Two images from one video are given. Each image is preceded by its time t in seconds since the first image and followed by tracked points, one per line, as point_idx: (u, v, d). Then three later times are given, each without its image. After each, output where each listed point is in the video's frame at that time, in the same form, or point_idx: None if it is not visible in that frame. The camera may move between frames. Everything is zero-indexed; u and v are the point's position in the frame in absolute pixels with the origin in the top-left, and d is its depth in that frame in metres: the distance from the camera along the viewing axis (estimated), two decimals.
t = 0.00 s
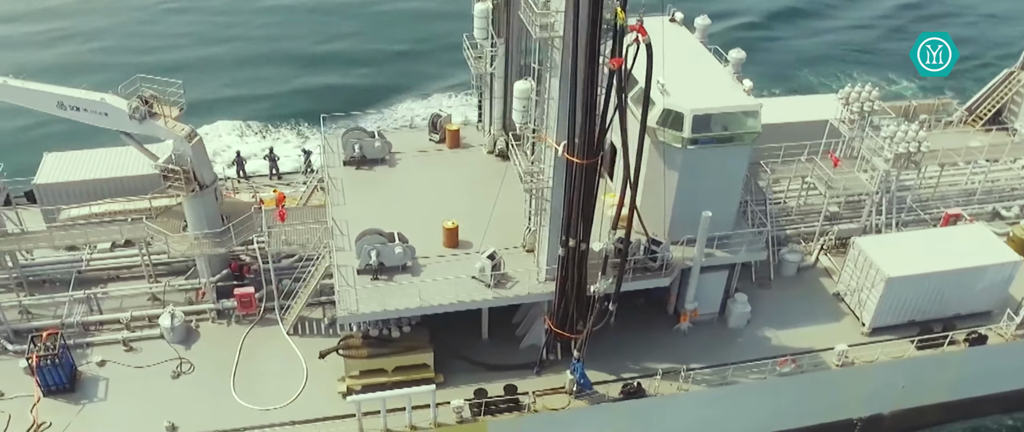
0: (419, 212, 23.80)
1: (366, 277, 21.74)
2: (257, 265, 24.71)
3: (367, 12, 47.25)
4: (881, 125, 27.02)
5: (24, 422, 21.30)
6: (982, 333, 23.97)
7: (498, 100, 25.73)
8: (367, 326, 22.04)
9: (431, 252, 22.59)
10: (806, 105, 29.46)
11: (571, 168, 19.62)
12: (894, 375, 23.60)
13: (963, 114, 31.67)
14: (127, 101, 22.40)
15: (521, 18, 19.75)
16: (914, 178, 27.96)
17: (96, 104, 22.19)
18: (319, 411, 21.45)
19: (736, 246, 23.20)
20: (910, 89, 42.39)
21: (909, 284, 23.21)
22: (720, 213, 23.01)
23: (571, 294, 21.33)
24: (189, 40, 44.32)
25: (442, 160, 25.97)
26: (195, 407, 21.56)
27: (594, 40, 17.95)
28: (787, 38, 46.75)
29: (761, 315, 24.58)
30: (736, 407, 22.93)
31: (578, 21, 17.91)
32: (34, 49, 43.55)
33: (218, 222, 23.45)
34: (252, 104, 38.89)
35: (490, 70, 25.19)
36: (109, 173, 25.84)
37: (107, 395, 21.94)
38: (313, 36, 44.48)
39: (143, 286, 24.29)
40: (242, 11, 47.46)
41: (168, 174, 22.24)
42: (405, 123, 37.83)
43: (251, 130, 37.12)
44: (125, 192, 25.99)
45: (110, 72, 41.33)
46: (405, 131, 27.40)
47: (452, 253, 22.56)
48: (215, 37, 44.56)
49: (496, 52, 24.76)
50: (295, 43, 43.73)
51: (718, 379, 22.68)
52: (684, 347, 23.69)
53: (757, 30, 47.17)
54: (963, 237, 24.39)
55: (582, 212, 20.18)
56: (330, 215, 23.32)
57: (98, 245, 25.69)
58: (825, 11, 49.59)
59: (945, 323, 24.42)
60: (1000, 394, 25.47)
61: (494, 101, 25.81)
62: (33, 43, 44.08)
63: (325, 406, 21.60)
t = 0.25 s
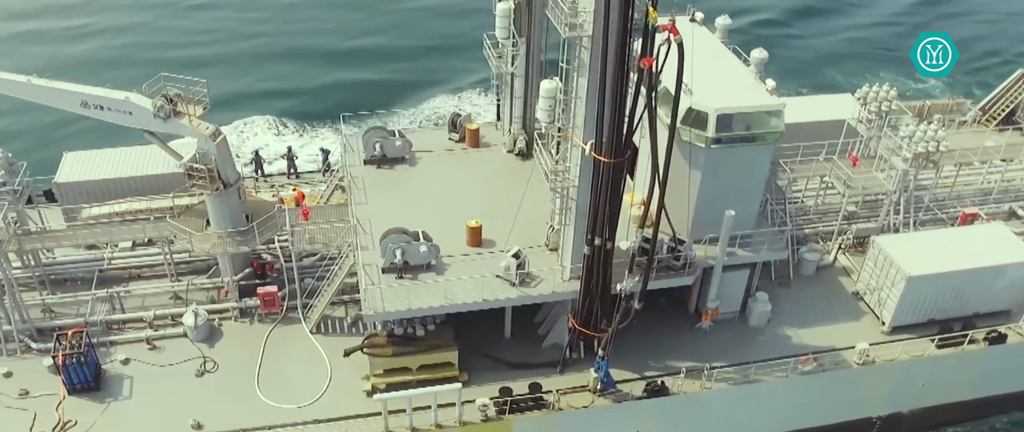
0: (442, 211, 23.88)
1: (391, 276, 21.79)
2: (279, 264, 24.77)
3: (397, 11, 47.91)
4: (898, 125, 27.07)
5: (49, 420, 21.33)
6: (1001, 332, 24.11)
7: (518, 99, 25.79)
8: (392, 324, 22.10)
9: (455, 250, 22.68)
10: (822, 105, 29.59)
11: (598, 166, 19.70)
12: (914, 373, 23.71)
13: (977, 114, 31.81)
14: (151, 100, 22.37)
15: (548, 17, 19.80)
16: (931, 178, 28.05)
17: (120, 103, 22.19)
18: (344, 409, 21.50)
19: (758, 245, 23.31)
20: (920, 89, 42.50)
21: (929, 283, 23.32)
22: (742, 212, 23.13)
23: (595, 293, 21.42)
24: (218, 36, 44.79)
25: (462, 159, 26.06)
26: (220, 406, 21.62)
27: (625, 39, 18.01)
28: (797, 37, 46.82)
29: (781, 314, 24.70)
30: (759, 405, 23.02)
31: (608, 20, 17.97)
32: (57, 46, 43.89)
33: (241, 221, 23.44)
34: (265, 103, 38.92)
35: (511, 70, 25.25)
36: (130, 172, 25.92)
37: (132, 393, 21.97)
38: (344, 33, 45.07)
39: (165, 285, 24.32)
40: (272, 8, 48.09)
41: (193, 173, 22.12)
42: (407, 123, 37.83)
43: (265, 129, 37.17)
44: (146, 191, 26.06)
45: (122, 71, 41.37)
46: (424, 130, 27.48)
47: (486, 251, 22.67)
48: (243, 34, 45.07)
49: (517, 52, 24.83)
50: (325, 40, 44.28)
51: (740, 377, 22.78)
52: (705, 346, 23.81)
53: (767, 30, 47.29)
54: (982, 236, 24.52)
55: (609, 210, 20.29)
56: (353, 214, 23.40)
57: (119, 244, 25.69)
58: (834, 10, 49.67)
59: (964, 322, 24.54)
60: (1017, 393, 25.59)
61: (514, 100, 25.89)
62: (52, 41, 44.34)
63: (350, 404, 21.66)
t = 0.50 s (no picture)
0: (461, 211, 23.96)
1: (412, 275, 21.80)
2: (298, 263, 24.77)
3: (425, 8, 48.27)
4: (913, 125, 27.16)
5: (71, 419, 21.35)
6: (1019, 331, 24.20)
7: (536, 99, 25.83)
8: (413, 324, 22.13)
9: (475, 250, 22.76)
10: (837, 103, 29.66)
11: (621, 166, 19.79)
12: (932, 372, 23.77)
13: (989, 114, 31.97)
14: (172, 99, 22.39)
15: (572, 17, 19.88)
16: (946, 177, 28.14)
17: (142, 102, 22.21)
18: (365, 408, 21.52)
19: (776, 244, 23.40)
20: (929, 89, 42.63)
21: (947, 282, 23.39)
22: (761, 212, 23.23)
23: (616, 292, 21.49)
24: (246, 32, 45.15)
25: (480, 159, 26.14)
26: (241, 405, 21.59)
27: (651, 38, 18.11)
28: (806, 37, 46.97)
29: (798, 313, 24.78)
30: (777, 404, 23.08)
31: (635, 20, 18.06)
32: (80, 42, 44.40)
33: (261, 220, 23.45)
34: (275, 103, 38.94)
35: (529, 69, 25.29)
36: (151, 170, 25.97)
37: (153, 392, 21.98)
38: (372, 29, 45.39)
39: (184, 284, 24.34)
40: (291, 6, 48.29)
41: (213, 172, 22.12)
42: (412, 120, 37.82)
43: (276, 127, 37.13)
44: (162, 190, 26.07)
45: (132, 71, 41.42)
46: (441, 129, 27.54)
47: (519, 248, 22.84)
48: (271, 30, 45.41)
49: (536, 51, 24.88)
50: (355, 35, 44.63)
51: (759, 376, 22.83)
52: (724, 345, 23.87)
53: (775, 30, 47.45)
54: (999, 235, 24.61)
55: (631, 209, 20.37)
56: (373, 214, 23.47)
57: (137, 243, 25.65)
58: (841, 10, 49.81)
59: (981, 321, 24.63)
60: None
61: (532, 100, 25.96)
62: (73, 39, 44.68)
63: (372, 403, 21.67)
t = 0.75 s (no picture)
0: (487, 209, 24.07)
1: (441, 274, 21.89)
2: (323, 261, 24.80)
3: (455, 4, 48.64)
4: (934, 125, 27.29)
5: (101, 417, 21.38)
6: None
7: (560, 98, 25.89)
8: (442, 322, 22.22)
9: (502, 248, 22.86)
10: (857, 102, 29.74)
11: (653, 165, 19.93)
12: (955, 371, 23.88)
13: (1007, 113, 32.10)
14: (201, 98, 22.35)
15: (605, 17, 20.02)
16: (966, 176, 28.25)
17: (171, 100, 22.23)
18: (395, 405, 21.59)
19: (801, 243, 23.54)
20: (941, 88, 42.75)
21: (970, 281, 23.53)
22: (787, 211, 23.34)
23: (644, 290, 21.60)
24: (281, 26, 45.43)
25: (503, 158, 26.25)
26: (270, 403, 21.61)
27: (686, 37, 18.28)
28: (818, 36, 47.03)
29: (821, 312, 24.90)
30: (803, 402, 23.15)
31: (669, 20, 18.21)
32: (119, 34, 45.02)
33: (288, 219, 23.44)
34: (290, 102, 38.95)
35: (553, 68, 25.34)
36: (176, 169, 25.95)
37: (182, 390, 22.01)
38: (384, 28, 45.44)
39: (210, 282, 24.36)
40: (303, 5, 48.31)
41: (243, 171, 22.16)
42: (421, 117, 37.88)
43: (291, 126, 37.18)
44: (187, 189, 26.05)
45: (145, 70, 41.42)
46: (464, 128, 27.59)
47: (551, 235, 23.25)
48: (306, 24, 45.63)
49: (561, 51, 24.96)
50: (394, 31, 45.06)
51: (784, 374, 22.91)
52: (749, 343, 23.97)
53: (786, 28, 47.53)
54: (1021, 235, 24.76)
55: (662, 208, 20.53)
56: (400, 212, 23.56)
57: (161, 242, 25.71)
58: (852, 8, 49.89)
59: (1003, 320, 24.78)
60: None
61: (555, 99, 26.04)
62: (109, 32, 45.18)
63: (401, 401, 21.73)
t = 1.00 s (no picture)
0: (509, 209, 24.22)
1: (466, 273, 21.97)
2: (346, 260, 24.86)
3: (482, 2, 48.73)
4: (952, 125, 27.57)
5: (127, 416, 21.41)
6: None
7: (580, 98, 25.94)
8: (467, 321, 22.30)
9: (525, 248, 22.95)
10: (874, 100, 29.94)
11: (680, 165, 20.04)
12: (975, 370, 24.00)
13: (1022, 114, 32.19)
14: (226, 98, 22.38)
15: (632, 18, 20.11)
16: (983, 176, 28.38)
17: (195, 100, 22.24)
18: (421, 404, 21.69)
19: (823, 243, 23.65)
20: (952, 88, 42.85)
21: (990, 281, 23.64)
22: (809, 211, 23.44)
23: (669, 290, 21.71)
24: (302, 23, 45.55)
25: (523, 158, 26.37)
26: (295, 402, 21.65)
27: (717, 38, 18.34)
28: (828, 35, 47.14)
29: (841, 311, 25.01)
30: (825, 401, 23.24)
31: (698, 20, 18.30)
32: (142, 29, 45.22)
33: (311, 218, 23.48)
34: (302, 101, 38.95)
35: (575, 68, 25.40)
36: (198, 168, 26.01)
37: (207, 389, 22.04)
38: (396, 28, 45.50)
39: (232, 281, 24.40)
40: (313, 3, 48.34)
41: (268, 169, 22.30)
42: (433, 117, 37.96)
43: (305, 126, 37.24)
44: (208, 188, 26.12)
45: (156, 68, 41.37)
46: (483, 128, 27.68)
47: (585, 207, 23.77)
48: (335, 20, 45.87)
49: (582, 51, 25.04)
50: (424, 28, 45.27)
51: (806, 373, 23.00)
52: (770, 342, 24.07)
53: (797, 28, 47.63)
54: None
55: (687, 208, 20.65)
56: (423, 212, 23.64)
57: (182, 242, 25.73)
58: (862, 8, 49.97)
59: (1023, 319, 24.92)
60: None
61: (576, 99, 26.12)
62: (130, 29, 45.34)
63: (427, 399, 21.81)
